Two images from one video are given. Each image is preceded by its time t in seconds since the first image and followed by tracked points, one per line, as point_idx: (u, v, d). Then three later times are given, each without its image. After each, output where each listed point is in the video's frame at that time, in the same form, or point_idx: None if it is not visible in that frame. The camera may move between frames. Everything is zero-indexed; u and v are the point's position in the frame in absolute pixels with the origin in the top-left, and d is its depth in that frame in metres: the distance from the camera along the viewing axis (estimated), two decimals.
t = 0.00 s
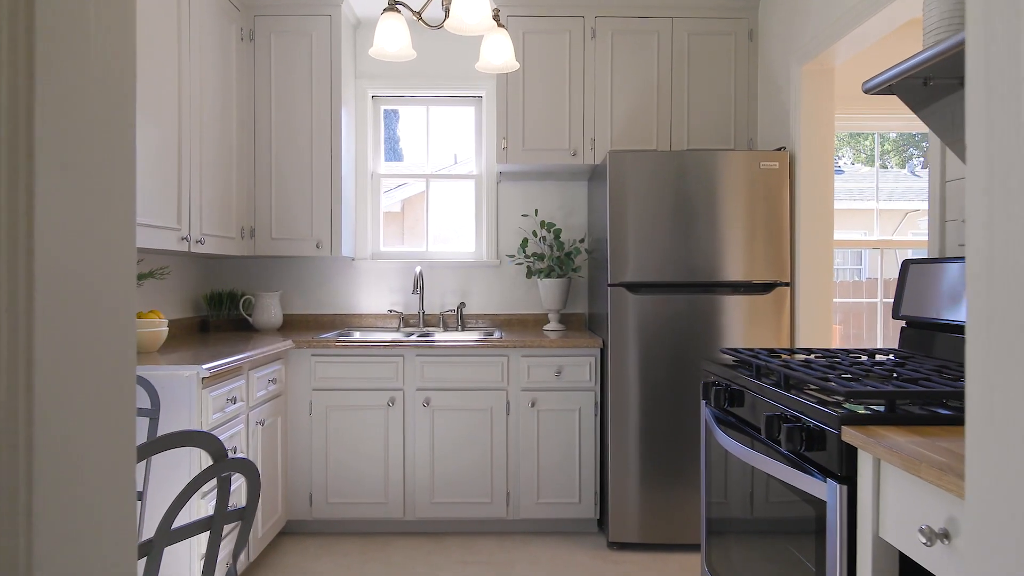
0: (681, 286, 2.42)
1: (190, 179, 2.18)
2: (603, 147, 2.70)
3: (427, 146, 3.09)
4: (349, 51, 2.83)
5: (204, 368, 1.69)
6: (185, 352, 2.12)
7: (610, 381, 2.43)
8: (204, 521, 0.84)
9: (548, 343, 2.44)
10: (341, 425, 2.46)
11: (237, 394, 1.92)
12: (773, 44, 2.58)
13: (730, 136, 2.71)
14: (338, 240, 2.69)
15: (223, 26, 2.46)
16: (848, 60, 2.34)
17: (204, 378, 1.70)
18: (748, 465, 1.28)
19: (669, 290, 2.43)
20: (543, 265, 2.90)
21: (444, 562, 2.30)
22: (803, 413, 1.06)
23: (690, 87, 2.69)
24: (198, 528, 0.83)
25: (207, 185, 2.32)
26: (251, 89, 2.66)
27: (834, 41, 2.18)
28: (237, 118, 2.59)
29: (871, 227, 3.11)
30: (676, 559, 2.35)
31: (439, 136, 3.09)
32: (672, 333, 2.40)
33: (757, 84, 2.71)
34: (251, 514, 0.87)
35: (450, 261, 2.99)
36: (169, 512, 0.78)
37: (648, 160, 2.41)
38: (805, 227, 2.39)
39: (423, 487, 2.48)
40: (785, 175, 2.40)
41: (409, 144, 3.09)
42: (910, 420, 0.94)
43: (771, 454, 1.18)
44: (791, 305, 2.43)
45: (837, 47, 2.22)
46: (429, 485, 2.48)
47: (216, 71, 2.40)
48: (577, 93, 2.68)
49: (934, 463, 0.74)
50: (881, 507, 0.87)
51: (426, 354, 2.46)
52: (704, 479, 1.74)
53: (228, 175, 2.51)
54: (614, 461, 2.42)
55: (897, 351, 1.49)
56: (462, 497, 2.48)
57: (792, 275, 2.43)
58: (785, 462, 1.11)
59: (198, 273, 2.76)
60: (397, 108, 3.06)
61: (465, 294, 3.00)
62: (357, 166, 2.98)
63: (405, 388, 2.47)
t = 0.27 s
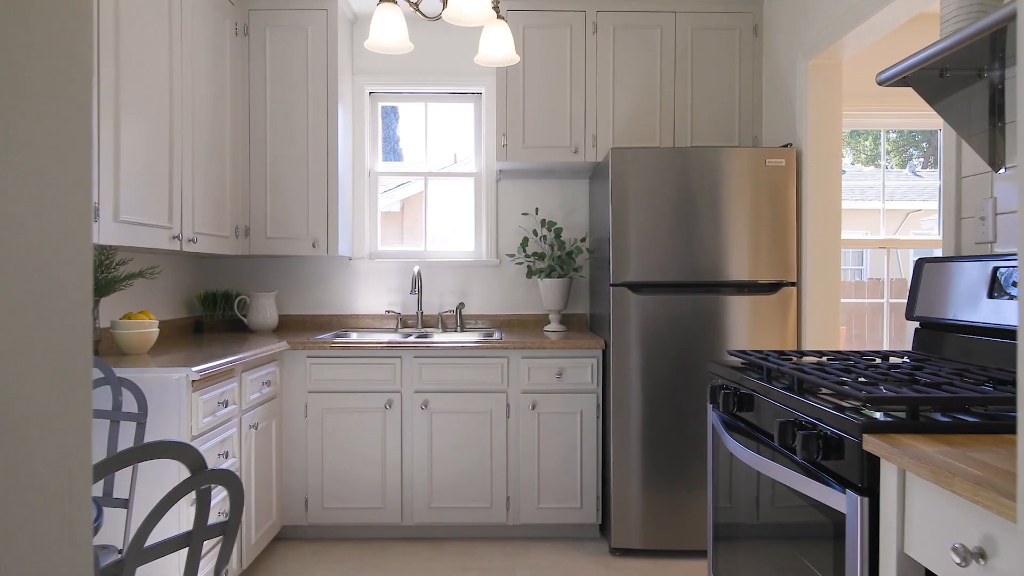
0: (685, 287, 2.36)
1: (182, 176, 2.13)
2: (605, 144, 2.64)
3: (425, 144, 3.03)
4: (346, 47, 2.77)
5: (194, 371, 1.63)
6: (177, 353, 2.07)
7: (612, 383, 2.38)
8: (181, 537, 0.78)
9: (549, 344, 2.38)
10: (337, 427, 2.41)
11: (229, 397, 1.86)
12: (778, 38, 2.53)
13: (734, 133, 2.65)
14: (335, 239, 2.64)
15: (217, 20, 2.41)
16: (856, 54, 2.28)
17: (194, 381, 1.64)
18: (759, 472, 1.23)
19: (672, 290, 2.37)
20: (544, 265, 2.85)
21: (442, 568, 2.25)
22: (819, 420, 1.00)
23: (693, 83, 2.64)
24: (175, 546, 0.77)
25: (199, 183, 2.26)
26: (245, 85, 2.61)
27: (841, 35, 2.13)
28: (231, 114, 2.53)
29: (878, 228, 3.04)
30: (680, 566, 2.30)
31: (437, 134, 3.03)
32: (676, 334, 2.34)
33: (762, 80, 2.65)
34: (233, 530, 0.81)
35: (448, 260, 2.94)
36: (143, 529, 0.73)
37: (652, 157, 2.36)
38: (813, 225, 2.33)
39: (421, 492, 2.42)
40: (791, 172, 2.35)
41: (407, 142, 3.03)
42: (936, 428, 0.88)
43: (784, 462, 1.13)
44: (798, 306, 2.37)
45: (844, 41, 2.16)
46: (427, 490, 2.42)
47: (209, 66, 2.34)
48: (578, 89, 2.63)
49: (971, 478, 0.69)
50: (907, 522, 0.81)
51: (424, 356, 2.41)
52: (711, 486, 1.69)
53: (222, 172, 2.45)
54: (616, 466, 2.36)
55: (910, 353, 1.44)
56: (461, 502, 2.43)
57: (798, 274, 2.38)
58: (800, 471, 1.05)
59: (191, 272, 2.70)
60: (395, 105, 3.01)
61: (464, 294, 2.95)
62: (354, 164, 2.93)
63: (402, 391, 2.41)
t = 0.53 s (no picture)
0: (688, 287, 2.31)
1: (173, 173, 2.07)
2: (607, 141, 2.59)
3: (424, 142, 2.98)
4: (342, 42, 2.72)
5: (184, 374, 1.58)
6: (168, 355, 2.02)
7: (614, 385, 2.32)
8: (156, 556, 0.73)
9: (551, 345, 2.33)
10: (333, 431, 2.35)
11: (221, 401, 1.81)
12: (784, 31, 2.47)
13: (738, 131, 2.60)
14: (331, 238, 2.58)
15: (210, 14, 2.35)
16: (865, 49, 2.22)
17: (183, 385, 1.59)
18: (770, 481, 1.17)
19: (676, 290, 2.32)
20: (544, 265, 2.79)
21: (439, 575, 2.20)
22: (838, 429, 0.95)
23: (697, 79, 2.59)
24: (149, 567, 0.72)
25: (192, 181, 2.21)
26: (240, 82, 2.55)
27: (848, 30, 2.08)
28: (225, 111, 2.48)
29: (884, 227, 2.99)
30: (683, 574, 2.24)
31: (436, 131, 2.98)
32: (680, 335, 2.29)
33: (767, 75, 2.60)
34: (212, 549, 0.76)
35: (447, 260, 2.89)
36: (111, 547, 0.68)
37: (655, 154, 2.30)
38: (820, 224, 2.28)
39: (418, 497, 2.37)
40: (798, 169, 2.29)
41: (405, 139, 2.98)
42: (963, 438, 0.83)
43: (798, 472, 1.07)
44: (805, 306, 2.32)
45: (851, 36, 2.11)
46: (425, 495, 2.37)
47: (201, 60, 2.28)
48: (579, 85, 2.57)
49: (1011, 496, 0.63)
50: (936, 539, 0.76)
51: (422, 358, 2.35)
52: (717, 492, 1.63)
53: (215, 169, 2.40)
54: (618, 470, 2.31)
55: (926, 356, 1.38)
56: (460, 507, 2.37)
57: (805, 274, 2.32)
58: (817, 482, 1.00)
59: (185, 272, 2.65)
60: (393, 102, 2.95)
61: (463, 295, 2.89)
62: (351, 162, 2.87)
63: (400, 393, 2.36)
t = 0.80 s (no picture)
0: (692, 287, 2.25)
1: (164, 171, 2.02)
2: (609, 138, 2.53)
3: (423, 139, 2.93)
4: (339, 37, 2.67)
5: (172, 377, 1.52)
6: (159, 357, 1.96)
7: (617, 388, 2.27)
8: None
9: (552, 347, 2.28)
10: (329, 434, 2.30)
11: (212, 404, 1.75)
12: (791, 25, 2.42)
13: (743, 127, 2.55)
14: (328, 237, 2.53)
15: (203, 8, 2.30)
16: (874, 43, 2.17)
17: (172, 388, 1.53)
18: (783, 491, 1.12)
19: (680, 290, 2.27)
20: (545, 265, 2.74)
21: None
22: (859, 437, 0.89)
23: (701, 74, 2.53)
24: None
25: (184, 178, 2.15)
26: (234, 78, 2.50)
27: (857, 23, 2.02)
28: (220, 108, 2.42)
29: (891, 226, 2.94)
30: None
31: (435, 128, 2.92)
32: (684, 335, 2.23)
33: (773, 70, 2.54)
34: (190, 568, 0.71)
35: (446, 259, 2.83)
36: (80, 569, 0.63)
37: (659, 151, 2.25)
38: (828, 222, 2.22)
39: (417, 502, 2.32)
40: (806, 166, 2.24)
41: (404, 137, 2.92)
42: (998, 449, 0.77)
43: (815, 482, 1.01)
44: (812, 307, 2.27)
45: (860, 30, 2.05)
46: (423, 500, 2.32)
47: (194, 55, 2.23)
48: (581, 81, 2.52)
49: None
50: (971, 560, 0.70)
51: (420, 360, 2.30)
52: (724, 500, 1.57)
53: (208, 167, 2.34)
54: (621, 474, 2.26)
55: (943, 360, 1.33)
56: (460, 512, 2.32)
57: (813, 274, 2.27)
58: (836, 493, 0.94)
59: (178, 272, 2.60)
60: (391, 99, 2.90)
61: (462, 295, 2.84)
62: (348, 160, 2.82)
63: (398, 396, 2.30)
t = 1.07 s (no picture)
0: (697, 287, 2.20)
1: (155, 168, 1.96)
2: (611, 134, 2.47)
3: (421, 136, 2.87)
4: (335, 32, 2.61)
5: (160, 381, 1.46)
6: (149, 359, 1.91)
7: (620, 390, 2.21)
8: None
9: (553, 348, 2.22)
10: (325, 438, 2.24)
11: (203, 408, 1.70)
12: (797, 19, 2.36)
13: (748, 123, 2.49)
14: (324, 236, 2.47)
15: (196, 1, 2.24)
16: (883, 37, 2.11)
17: (159, 392, 1.48)
18: (798, 501, 1.06)
19: (684, 291, 2.21)
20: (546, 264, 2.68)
21: None
22: (883, 448, 0.84)
23: (705, 70, 2.48)
24: None
25: (175, 175, 2.09)
26: (227, 73, 2.44)
27: (867, 17, 1.96)
28: (213, 104, 2.37)
29: (898, 225, 2.88)
30: None
31: (434, 125, 2.87)
32: (688, 337, 2.18)
33: (779, 65, 2.48)
34: None
35: (445, 259, 2.78)
36: None
37: (663, 148, 2.19)
38: (836, 221, 2.17)
39: (414, 507, 2.26)
40: (814, 163, 2.19)
41: (401, 135, 2.87)
42: None
43: (835, 494, 0.96)
44: (821, 307, 2.21)
45: (869, 23, 2.00)
46: (422, 505, 2.26)
47: (187, 49, 2.17)
48: (583, 77, 2.46)
49: None
50: None
51: (419, 362, 2.25)
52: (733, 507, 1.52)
53: (201, 164, 2.29)
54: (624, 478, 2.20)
55: (962, 363, 1.27)
56: (459, 518, 2.27)
57: (822, 273, 2.21)
58: (859, 508, 0.89)
59: (170, 272, 2.54)
60: (389, 95, 2.84)
61: (461, 295, 2.78)
62: (345, 157, 2.77)
63: (395, 398, 2.25)
